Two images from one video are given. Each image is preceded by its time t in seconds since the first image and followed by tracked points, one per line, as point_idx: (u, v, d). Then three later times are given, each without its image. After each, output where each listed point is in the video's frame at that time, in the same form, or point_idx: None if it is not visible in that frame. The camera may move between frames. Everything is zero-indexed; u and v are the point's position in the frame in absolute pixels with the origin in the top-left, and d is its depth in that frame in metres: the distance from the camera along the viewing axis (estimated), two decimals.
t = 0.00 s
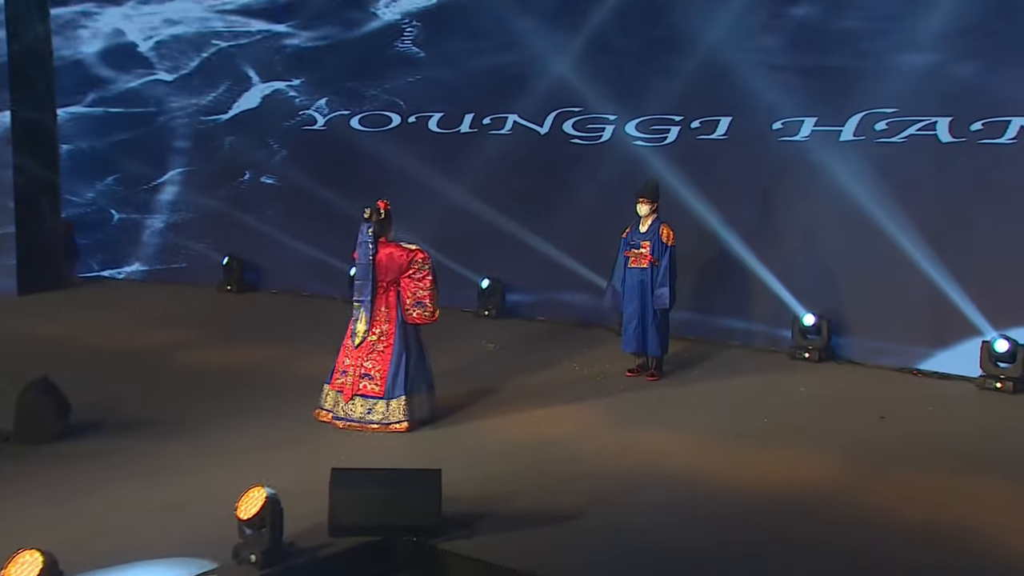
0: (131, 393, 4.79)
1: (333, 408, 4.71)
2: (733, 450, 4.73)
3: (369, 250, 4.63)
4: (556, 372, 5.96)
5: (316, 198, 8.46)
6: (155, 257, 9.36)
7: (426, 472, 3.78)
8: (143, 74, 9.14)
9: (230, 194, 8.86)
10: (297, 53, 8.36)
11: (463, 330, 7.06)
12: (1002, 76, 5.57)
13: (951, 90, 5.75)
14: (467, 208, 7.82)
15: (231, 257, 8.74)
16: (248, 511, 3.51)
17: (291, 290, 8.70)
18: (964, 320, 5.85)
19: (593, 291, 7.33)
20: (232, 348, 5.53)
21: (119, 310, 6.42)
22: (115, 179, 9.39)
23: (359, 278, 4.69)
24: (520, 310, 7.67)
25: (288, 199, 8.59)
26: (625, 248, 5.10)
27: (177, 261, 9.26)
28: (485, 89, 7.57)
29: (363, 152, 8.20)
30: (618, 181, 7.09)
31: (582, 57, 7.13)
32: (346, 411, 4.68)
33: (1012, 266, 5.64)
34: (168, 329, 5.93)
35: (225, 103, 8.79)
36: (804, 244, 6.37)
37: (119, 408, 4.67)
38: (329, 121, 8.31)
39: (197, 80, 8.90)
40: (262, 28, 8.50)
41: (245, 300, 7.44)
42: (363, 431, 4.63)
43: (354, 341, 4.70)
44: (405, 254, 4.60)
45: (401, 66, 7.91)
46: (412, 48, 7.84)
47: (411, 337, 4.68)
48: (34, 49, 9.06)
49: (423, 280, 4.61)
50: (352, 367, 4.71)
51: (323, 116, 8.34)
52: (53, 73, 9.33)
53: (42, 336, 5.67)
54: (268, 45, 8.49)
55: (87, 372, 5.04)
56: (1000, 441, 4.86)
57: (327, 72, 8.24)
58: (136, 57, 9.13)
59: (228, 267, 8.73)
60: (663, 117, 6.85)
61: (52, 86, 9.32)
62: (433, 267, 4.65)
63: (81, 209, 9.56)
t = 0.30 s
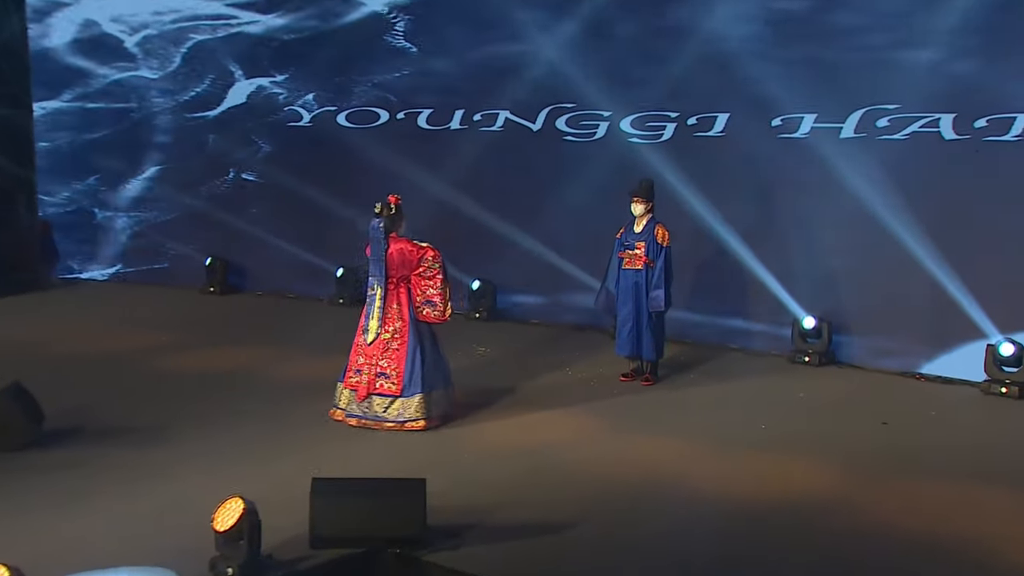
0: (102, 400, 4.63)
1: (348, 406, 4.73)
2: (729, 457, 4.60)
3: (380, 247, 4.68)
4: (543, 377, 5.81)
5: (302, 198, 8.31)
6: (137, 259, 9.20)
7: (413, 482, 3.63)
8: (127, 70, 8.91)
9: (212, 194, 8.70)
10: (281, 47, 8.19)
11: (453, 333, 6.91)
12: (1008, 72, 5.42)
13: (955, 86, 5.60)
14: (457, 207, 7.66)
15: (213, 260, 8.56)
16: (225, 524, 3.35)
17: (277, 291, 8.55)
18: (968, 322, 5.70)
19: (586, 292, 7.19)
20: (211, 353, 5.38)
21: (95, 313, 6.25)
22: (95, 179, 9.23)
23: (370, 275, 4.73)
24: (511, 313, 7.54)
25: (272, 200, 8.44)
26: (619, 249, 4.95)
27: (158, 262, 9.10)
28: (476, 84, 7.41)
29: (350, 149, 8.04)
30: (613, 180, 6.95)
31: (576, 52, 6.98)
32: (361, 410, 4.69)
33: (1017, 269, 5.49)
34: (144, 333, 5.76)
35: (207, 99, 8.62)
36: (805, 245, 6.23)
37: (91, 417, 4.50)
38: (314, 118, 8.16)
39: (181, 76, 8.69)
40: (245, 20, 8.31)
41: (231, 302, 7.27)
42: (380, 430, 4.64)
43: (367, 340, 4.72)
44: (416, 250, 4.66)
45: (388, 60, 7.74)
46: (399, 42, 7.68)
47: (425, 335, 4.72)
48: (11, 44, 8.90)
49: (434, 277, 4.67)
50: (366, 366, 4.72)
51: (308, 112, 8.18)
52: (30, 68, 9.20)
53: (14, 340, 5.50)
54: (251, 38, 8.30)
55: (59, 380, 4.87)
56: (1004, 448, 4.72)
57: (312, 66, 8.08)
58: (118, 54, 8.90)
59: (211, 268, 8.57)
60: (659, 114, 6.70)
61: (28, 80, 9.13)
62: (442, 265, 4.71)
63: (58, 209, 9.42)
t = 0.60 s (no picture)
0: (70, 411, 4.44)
1: (362, 410, 4.71)
2: (725, 467, 4.44)
3: (394, 248, 4.64)
4: (529, 381, 5.64)
5: (292, 195, 8.11)
6: (119, 263, 8.90)
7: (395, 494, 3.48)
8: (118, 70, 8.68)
9: (201, 193, 8.47)
10: (264, 39, 8.03)
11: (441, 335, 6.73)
12: (1015, 66, 5.27)
13: (959, 80, 5.44)
14: (447, 206, 7.48)
15: (194, 261, 8.31)
16: (199, 538, 3.18)
17: (262, 294, 8.35)
18: (974, 325, 5.53)
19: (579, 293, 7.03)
20: (184, 362, 5.19)
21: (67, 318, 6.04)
22: (81, 180, 8.95)
23: (384, 276, 4.71)
24: (501, 315, 7.35)
25: (263, 202, 8.24)
26: (612, 250, 4.84)
27: (140, 263, 8.82)
28: (466, 80, 7.26)
29: (337, 146, 7.86)
30: (608, 177, 6.79)
31: (568, 46, 6.82)
32: (376, 413, 4.67)
33: None
34: (118, 341, 5.57)
35: (188, 94, 8.43)
36: (805, 246, 6.08)
37: (57, 429, 4.30)
38: (297, 113, 7.98)
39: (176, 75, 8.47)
40: (228, 13, 8.16)
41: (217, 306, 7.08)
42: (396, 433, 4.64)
43: (380, 342, 4.72)
44: (431, 252, 4.62)
45: (377, 56, 7.59)
46: (385, 34, 7.52)
47: (440, 338, 4.73)
48: None
49: (449, 280, 4.64)
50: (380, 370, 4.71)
51: (291, 107, 8.00)
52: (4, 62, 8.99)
53: None
54: (234, 30, 8.14)
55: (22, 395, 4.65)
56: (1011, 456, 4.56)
57: (296, 60, 7.92)
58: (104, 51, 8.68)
59: (192, 270, 8.33)
60: (656, 110, 6.54)
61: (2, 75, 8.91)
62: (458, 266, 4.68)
63: (31, 208, 9.15)
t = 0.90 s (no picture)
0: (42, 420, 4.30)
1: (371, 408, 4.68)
2: (722, 475, 4.30)
3: (408, 245, 4.66)
4: (520, 386, 5.51)
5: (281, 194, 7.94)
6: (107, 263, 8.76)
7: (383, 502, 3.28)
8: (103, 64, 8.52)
9: (189, 192, 8.31)
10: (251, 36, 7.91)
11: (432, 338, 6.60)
12: (1020, 61, 5.13)
13: (963, 76, 5.31)
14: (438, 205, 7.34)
15: (177, 261, 8.20)
16: (176, 549, 3.05)
17: (251, 296, 8.21)
18: (982, 329, 5.40)
19: (575, 294, 6.90)
20: (162, 375, 5.04)
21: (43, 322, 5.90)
22: (66, 177, 8.77)
23: (398, 274, 4.72)
24: (495, 317, 7.23)
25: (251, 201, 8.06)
26: (608, 252, 4.76)
27: (126, 263, 8.69)
28: (458, 76, 7.13)
29: (327, 144, 7.72)
30: (604, 176, 6.66)
31: (561, 41, 6.70)
32: (386, 411, 4.65)
33: None
34: (95, 353, 5.40)
35: (173, 90, 8.29)
36: (806, 246, 5.94)
37: (29, 438, 4.16)
38: (286, 110, 7.83)
39: (162, 70, 8.31)
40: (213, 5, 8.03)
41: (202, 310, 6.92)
42: (405, 431, 4.62)
43: (393, 340, 4.72)
44: (446, 249, 4.65)
45: (366, 52, 7.46)
46: (374, 29, 7.39)
47: (453, 336, 4.72)
48: None
49: (464, 277, 4.67)
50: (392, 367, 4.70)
51: (280, 105, 7.85)
52: None
53: None
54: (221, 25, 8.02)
55: None
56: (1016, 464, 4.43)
57: (285, 56, 7.79)
58: (87, 46, 8.53)
59: (176, 271, 8.21)
60: (653, 107, 6.42)
61: None
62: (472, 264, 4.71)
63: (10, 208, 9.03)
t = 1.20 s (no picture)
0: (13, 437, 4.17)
1: (383, 408, 4.71)
2: (716, 484, 4.15)
3: (412, 240, 4.72)
4: (507, 390, 5.37)
5: (266, 192, 7.77)
6: (82, 265, 8.52)
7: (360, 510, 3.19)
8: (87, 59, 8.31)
9: (170, 192, 8.12)
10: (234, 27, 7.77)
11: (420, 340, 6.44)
12: None
13: (966, 70, 5.17)
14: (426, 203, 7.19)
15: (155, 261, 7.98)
16: (147, 561, 2.88)
17: (235, 297, 8.03)
18: (988, 331, 5.25)
19: (567, 294, 6.76)
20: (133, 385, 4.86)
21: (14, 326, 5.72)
22: (44, 175, 8.50)
23: (400, 269, 4.75)
24: (486, 317, 7.08)
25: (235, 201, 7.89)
26: (600, 250, 4.68)
27: (103, 262, 8.44)
28: (446, 69, 7.00)
29: (311, 140, 7.55)
30: (597, 173, 6.52)
31: (552, 34, 6.58)
32: (399, 410, 4.68)
33: None
34: (64, 362, 5.21)
35: (152, 84, 8.12)
36: (806, 245, 5.81)
37: None
38: (269, 104, 7.68)
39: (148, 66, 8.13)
40: None
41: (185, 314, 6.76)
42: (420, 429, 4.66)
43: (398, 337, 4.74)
44: (450, 242, 4.72)
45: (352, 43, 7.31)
46: (360, 21, 7.25)
47: (458, 331, 4.78)
48: None
49: (468, 270, 4.74)
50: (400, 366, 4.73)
51: (263, 99, 7.71)
52: None
53: None
54: (202, 16, 7.90)
55: None
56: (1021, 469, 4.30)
57: (269, 49, 7.64)
58: (61, 38, 8.32)
59: (155, 271, 7.99)
60: (648, 102, 6.29)
61: None
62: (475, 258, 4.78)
63: None
